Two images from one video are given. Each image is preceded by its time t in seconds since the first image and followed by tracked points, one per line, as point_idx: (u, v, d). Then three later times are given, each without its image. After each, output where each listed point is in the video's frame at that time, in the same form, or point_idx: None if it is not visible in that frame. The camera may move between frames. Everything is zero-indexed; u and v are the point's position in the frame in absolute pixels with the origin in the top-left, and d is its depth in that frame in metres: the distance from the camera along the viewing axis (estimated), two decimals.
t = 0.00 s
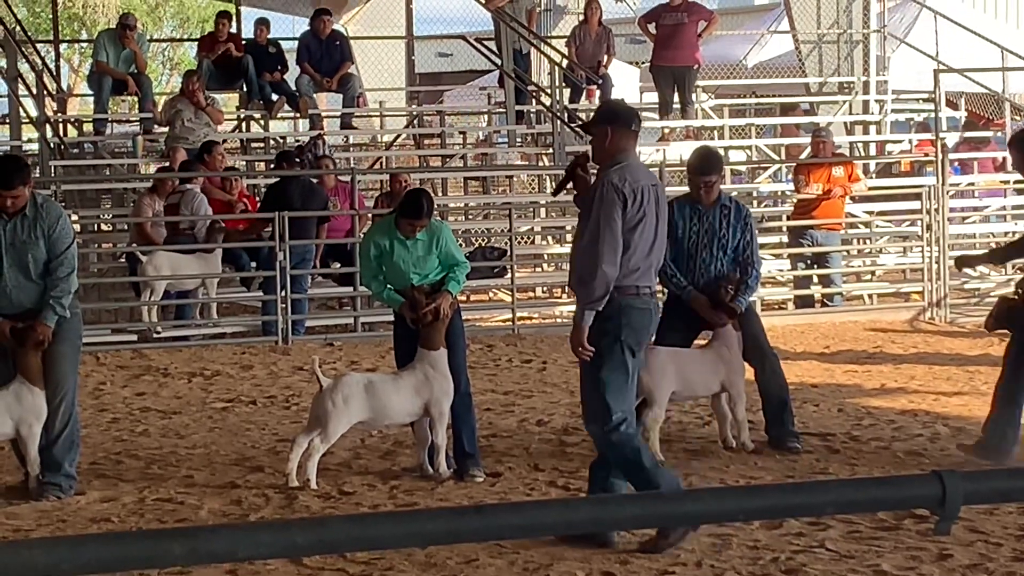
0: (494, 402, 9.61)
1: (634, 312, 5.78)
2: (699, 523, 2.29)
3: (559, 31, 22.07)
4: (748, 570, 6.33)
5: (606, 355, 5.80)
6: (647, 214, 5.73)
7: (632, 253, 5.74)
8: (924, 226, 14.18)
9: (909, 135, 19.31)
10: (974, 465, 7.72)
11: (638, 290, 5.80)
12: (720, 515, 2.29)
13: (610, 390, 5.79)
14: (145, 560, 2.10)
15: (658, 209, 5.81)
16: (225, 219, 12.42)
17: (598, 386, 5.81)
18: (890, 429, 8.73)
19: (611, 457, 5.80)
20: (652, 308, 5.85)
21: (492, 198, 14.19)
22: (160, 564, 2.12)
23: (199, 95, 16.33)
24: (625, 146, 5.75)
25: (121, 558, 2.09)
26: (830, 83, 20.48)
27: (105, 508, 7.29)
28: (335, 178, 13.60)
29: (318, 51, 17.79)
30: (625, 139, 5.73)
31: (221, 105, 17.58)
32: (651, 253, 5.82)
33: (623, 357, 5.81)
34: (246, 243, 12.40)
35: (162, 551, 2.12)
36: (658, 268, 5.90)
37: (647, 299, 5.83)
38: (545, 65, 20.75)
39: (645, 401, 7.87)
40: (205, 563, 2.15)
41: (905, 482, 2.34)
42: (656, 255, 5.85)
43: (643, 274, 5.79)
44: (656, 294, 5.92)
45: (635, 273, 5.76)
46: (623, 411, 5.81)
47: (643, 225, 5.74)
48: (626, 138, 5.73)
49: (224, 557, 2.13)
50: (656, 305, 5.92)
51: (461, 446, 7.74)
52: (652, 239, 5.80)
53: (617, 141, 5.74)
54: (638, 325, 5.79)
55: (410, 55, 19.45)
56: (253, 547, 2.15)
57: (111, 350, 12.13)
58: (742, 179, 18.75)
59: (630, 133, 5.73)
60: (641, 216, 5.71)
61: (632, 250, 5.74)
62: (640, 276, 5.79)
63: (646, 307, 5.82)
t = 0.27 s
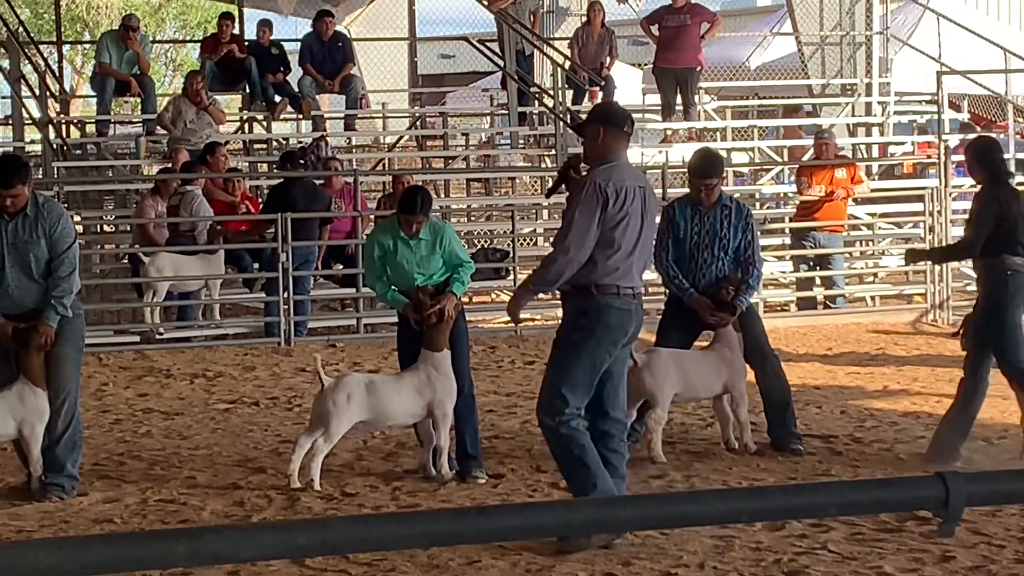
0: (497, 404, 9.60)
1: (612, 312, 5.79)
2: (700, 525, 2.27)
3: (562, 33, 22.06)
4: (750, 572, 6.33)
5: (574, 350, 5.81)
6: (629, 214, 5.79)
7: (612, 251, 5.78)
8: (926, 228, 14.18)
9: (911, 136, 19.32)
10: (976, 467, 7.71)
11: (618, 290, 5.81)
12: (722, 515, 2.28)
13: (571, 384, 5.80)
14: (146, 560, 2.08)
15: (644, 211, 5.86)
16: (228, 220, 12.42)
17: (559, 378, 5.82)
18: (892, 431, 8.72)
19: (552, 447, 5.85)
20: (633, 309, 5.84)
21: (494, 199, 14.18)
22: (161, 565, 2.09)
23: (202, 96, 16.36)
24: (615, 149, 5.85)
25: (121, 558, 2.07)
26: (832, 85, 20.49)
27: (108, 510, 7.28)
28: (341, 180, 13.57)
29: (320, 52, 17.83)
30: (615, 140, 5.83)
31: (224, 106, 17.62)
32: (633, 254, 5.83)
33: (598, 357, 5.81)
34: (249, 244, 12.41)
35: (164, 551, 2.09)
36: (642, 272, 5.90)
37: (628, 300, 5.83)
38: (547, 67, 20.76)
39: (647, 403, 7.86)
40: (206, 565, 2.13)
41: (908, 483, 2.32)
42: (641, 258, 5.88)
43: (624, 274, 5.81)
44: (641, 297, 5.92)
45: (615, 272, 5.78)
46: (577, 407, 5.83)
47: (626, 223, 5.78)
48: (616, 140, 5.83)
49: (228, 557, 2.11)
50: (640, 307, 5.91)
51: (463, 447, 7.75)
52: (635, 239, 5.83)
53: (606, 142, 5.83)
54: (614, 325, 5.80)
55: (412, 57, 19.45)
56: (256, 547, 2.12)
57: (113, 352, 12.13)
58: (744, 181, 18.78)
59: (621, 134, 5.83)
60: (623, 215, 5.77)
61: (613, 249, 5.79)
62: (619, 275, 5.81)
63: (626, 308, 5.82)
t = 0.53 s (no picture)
0: (501, 404, 9.60)
1: (594, 313, 5.81)
2: (706, 525, 2.25)
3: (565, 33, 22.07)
4: (754, 573, 6.32)
5: (558, 351, 5.86)
6: (614, 214, 5.79)
7: (592, 250, 5.81)
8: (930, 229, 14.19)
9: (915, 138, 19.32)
10: (979, 468, 7.71)
11: (602, 292, 5.82)
12: (727, 516, 2.25)
13: (554, 385, 5.86)
14: (150, 559, 2.06)
15: (631, 213, 5.85)
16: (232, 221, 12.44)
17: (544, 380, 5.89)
18: (895, 432, 8.72)
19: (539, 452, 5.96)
20: (617, 309, 5.84)
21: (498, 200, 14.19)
22: (163, 565, 2.07)
23: (205, 96, 16.40)
24: (607, 149, 5.86)
25: (123, 558, 2.05)
26: (836, 85, 20.50)
27: (111, 510, 7.28)
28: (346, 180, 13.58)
29: (323, 53, 17.86)
30: (607, 141, 5.84)
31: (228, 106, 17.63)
32: (616, 255, 5.83)
33: (581, 355, 5.85)
34: (252, 245, 12.45)
35: (167, 551, 2.06)
36: (629, 273, 5.88)
37: (612, 301, 5.83)
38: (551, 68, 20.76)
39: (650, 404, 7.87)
40: (208, 565, 2.10)
41: (915, 483, 2.29)
42: (628, 258, 5.87)
43: (607, 274, 5.81)
44: (631, 297, 5.90)
45: (597, 272, 5.80)
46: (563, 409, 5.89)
47: (609, 224, 5.79)
48: (606, 140, 5.84)
49: (231, 557, 2.08)
50: (629, 308, 5.89)
51: (466, 448, 7.75)
52: (619, 240, 5.83)
53: (597, 143, 5.85)
54: (597, 325, 5.82)
55: (416, 57, 19.46)
56: (258, 547, 2.09)
57: (116, 352, 12.13)
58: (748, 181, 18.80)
59: (613, 136, 5.84)
60: (606, 215, 5.78)
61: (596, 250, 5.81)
62: (599, 275, 5.82)
63: (610, 309, 5.83)
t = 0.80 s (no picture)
0: (504, 405, 9.60)
1: (570, 316, 5.83)
2: (709, 526, 2.25)
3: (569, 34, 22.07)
4: (757, 573, 6.32)
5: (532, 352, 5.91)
6: (595, 214, 5.81)
7: (571, 248, 5.83)
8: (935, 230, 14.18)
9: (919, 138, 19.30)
10: (983, 469, 7.70)
11: (579, 294, 5.83)
12: (730, 516, 2.24)
13: (529, 386, 5.91)
14: (153, 560, 2.05)
15: (614, 215, 5.86)
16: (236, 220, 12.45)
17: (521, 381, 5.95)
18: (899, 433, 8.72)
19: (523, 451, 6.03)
20: (596, 313, 5.83)
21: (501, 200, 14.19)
22: (166, 565, 2.07)
23: (208, 96, 16.39)
24: (596, 150, 5.86)
25: (126, 559, 2.05)
26: (840, 85, 20.50)
27: (115, 509, 7.28)
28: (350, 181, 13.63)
29: (327, 53, 17.83)
30: (596, 141, 5.84)
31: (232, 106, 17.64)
32: (594, 254, 5.83)
33: (553, 357, 5.87)
34: (256, 245, 12.46)
35: (170, 552, 2.06)
36: (608, 273, 5.87)
37: (590, 305, 5.84)
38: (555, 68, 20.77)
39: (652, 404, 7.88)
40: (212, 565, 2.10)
41: (916, 485, 2.28)
42: (610, 260, 5.86)
43: (586, 276, 5.82)
44: (614, 301, 5.88)
45: (574, 274, 5.82)
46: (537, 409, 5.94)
47: (589, 224, 5.80)
48: (596, 140, 5.84)
49: (236, 557, 2.08)
50: (610, 312, 5.88)
51: (471, 448, 7.74)
52: (599, 241, 5.84)
53: (586, 143, 5.86)
54: (569, 329, 5.83)
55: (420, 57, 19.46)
56: (263, 547, 2.09)
57: (120, 352, 12.14)
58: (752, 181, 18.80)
59: (604, 136, 5.84)
60: (586, 214, 5.79)
61: (576, 251, 5.83)
62: (575, 273, 5.82)
63: (588, 312, 5.83)
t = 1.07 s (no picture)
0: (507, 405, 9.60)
1: (543, 319, 5.87)
2: (714, 526, 2.24)
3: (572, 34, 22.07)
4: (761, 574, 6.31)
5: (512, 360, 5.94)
6: (572, 218, 5.81)
7: (547, 250, 5.85)
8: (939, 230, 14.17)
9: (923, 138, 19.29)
10: (986, 469, 7.69)
11: (554, 296, 5.86)
12: (736, 516, 2.24)
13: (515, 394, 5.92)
14: (158, 560, 2.05)
15: (593, 220, 5.85)
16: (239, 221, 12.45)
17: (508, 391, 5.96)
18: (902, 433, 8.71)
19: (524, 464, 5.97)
20: (568, 316, 5.86)
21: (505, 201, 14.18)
22: (171, 565, 2.06)
23: (211, 97, 16.37)
24: (580, 152, 5.86)
25: (132, 559, 2.04)
26: (844, 85, 20.49)
27: (119, 509, 7.28)
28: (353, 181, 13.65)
29: (331, 53, 17.84)
30: (578, 145, 5.83)
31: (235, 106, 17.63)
32: (570, 258, 5.85)
33: (530, 360, 5.91)
34: (259, 245, 12.45)
35: (175, 551, 2.05)
36: (585, 279, 5.88)
37: (565, 308, 5.86)
38: (559, 68, 20.77)
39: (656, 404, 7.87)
40: (217, 565, 2.09)
41: (921, 485, 2.28)
42: (585, 264, 5.87)
43: (559, 280, 5.84)
44: (588, 306, 5.90)
45: (549, 276, 5.84)
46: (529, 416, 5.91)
47: (566, 227, 5.81)
48: (579, 143, 5.83)
49: (241, 556, 2.07)
50: (585, 316, 5.90)
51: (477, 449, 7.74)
52: (576, 245, 5.85)
53: (568, 146, 5.85)
54: (543, 331, 5.87)
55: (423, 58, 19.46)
56: (269, 546, 2.09)
57: (124, 352, 12.14)
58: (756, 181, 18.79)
59: (586, 140, 5.82)
60: (563, 217, 5.80)
61: (551, 254, 5.85)
62: (549, 276, 5.85)
63: (563, 314, 5.86)
